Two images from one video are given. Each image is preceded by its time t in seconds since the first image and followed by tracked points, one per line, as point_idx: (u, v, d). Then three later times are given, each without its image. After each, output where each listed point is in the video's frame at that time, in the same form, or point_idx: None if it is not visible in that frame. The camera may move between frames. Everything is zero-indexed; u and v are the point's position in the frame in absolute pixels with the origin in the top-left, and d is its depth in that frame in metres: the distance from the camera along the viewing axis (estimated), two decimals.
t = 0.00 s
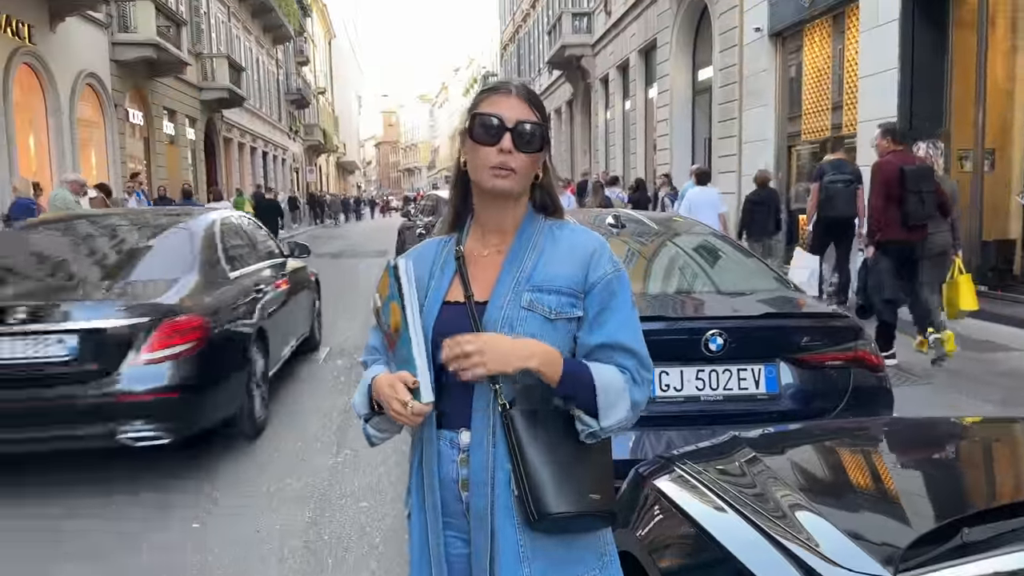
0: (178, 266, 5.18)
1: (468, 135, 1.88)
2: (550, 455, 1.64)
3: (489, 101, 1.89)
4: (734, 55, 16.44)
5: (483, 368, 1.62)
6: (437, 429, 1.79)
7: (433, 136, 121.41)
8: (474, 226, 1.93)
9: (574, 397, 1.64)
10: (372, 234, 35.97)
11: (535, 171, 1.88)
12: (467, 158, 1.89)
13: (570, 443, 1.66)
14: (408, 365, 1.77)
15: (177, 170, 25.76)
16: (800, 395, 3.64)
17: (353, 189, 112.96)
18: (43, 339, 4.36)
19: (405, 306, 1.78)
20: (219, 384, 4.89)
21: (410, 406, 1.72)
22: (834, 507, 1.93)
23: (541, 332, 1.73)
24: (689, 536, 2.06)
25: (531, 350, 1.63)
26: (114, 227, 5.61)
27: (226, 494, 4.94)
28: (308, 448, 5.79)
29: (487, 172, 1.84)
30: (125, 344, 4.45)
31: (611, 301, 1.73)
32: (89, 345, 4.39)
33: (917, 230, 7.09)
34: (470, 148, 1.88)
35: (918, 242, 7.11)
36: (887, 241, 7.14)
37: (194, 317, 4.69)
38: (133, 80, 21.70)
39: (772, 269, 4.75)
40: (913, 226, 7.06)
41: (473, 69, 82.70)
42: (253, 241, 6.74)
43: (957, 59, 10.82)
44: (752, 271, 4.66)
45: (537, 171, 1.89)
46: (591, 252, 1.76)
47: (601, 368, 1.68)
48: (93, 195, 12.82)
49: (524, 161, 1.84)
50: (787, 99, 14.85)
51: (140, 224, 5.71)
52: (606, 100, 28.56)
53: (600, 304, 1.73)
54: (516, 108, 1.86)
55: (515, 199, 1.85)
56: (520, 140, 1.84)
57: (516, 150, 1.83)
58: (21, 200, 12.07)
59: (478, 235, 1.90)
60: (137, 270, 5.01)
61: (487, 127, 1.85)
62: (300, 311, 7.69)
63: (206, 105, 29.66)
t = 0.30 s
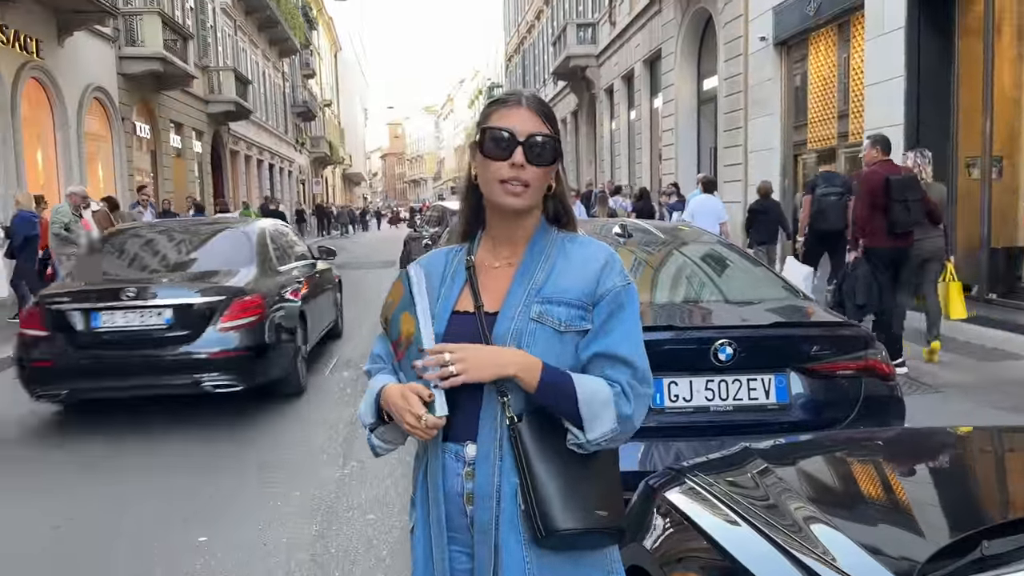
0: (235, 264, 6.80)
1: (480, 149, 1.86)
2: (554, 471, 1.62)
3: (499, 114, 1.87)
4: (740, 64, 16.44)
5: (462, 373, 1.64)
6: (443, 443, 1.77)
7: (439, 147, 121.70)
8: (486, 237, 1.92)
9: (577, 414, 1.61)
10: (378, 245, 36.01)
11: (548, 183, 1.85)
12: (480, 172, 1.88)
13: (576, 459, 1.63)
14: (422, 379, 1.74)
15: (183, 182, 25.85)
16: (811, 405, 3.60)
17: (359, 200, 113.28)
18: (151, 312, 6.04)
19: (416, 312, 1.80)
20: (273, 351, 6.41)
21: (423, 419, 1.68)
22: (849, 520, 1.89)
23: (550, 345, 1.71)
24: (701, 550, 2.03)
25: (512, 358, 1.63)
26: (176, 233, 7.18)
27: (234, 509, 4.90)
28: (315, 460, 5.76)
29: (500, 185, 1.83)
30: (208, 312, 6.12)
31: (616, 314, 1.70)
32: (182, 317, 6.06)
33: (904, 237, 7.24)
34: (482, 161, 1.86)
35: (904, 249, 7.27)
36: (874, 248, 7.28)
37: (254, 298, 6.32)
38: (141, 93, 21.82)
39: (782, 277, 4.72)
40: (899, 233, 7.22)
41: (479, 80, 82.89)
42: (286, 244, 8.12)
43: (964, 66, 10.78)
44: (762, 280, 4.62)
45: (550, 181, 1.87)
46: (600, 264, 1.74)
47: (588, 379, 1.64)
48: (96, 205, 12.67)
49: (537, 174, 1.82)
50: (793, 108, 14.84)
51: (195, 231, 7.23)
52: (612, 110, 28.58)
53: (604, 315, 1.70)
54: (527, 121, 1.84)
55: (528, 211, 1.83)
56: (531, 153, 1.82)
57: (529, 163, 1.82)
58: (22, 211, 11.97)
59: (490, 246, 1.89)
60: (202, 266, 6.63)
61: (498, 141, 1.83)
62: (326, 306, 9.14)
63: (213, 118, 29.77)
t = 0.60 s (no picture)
0: (273, 261, 8.26)
1: (481, 166, 1.85)
2: (564, 483, 1.61)
3: (495, 130, 1.85)
4: (743, 70, 16.45)
5: (486, 385, 1.62)
6: (449, 451, 1.76)
7: (442, 154, 121.85)
8: (496, 246, 1.91)
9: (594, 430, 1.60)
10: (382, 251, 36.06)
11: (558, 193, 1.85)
12: (484, 186, 1.87)
13: (587, 471, 1.62)
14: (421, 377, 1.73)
15: (187, 190, 25.88)
16: (818, 412, 3.58)
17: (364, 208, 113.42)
18: (208, 296, 7.50)
19: (436, 313, 1.76)
20: (305, 331, 7.83)
21: (413, 418, 1.68)
22: (860, 528, 1.87)
23: (564, 356, 1.70)
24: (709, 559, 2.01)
25: (533, 371, 1.62)
26: (218, 237, 8.66)
27: (239, 517, 4.88)
28: (320, 468, 5.74)
29: (510, 197, 1.82)
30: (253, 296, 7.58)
31: (631, 328, 1.70)
32: (232, 300, 7.52)
33: (891, 245, 7.51)
34: (485, 180, 1.85)
35: (890, 257, 7.53)
36: (864, 255, 7.56)
37: (290, 286, 7.75)
38: (146, 101, 21.89)
39: (787, 283, 4.71)
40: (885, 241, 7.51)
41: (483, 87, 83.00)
42: (312, 247, 9.56)
43: (969, 72, 10.76)
44: (767, 286, 4.61)
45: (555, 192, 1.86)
46: (614, 277, 1.73)
47: (607, 394, 1.64)
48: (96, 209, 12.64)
49: (544, 185, 1.81)
50: (797, 114, 14.83)
51: (234, 237, 8.73)
52: (616, 116, 28.59)
53: (618, 330, 1.70)
54: (524, 133, 1.83)
55: (540, 223, 1.83)
56: (537, 164, 1.81)
57: (534, 175, 1.81)
58: (20, 220, 11.99)
59: (500, 256, 1.88)
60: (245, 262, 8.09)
61: (497, 158, 1.82)
62: (344, 302, 10.52)
63: (217, 126, 29.84)
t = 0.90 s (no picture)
0: (297, 260, 9.85)
1: (480, 169, 1.85)
2: (577, 486, 1.61)
3: (496, 132, 1.86)
4: (746, 75, 16.46)
5: (519, 419, 1.58)
6: (460, 456, 1.77)
7: (445, 159, 121.94)
8: (495, 252, 1.91)
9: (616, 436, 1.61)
10: (384, 257, 36.06)
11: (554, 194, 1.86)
12: (483, 189, 1.87)
13: (601, 475, 1.62)
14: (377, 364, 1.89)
15: (191, 196, 25.93)
16: (823, 417, 3.58)
17: (367, 214, 113.54)
18: (248, 290, 9.20)
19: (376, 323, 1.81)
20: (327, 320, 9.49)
21: (366, 397, 1.84)
22: (867, 533, 1.87)
23: (571, 360, 1.70)
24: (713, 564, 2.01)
25: (565, 384, 1.60)
26: (246, 240, 10.21)
27: (243, 523, 4.87)
28: (324, 474, 5.73)
29: (509, 204, 1.82)
30: (285, 288, 9.26)
31: (641, 327, 1.71)
32: (268, 293, 9.21)
33: (879, 246, 7.65)
34: (484, 182, 1.86)
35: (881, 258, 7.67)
36: (850, 256, 7.75)
37: (316, 282, 9.46)
38: (149, 108, 21.94)
39: (791, 287, 4.70)
40: (873, 243, 7.67)
41: (485, 92, 83.01)
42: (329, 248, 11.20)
43: (972, 76, 10.77)
44: (771, 291, 4.60)
45: (555, 192, 1.87)
46: (619, 277, 1.75)
47: (636, 397, 1.65)
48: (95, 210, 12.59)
49: (542, 187, 1.82)
50: (799, 119, 14.83)
51: (258, 239, 10.28)
52: (618, 122, 28.59)
53: (628, 330, 1.71)
54: (523, 135, 1.84)
55: (537, 224, 1.83)
56: (533, 165, 1.81)
57: (532, 178, 1.81)
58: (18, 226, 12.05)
59: (501, 260, 1.89)
60: (274, 261, 9.67)
61: (497, 160, 1.82)
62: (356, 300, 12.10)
63: (220, 132, 29.88)
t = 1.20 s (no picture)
0: (317, 258, 11.05)
1: (482, 171, 1.86)
2: (590, 488, 1.62)
3: (498, 135, 1.87)
4: (746, 80, 16.48)
5: (539, 397, 1.57)
6: (469, 461, 1.79)
7: (445, 163, 121.99)
8: (496, 256, 1.92)
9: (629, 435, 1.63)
10: (386, 261, 36.00)
11: (554, 198, 1.87)
12: (484, 192, 1.87)
13: (613, 476, 1.63)
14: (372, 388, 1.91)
15: (191, 200, 25.96)
16: (826, 421, 3.58)
17: (367, 217, 113.56)
18: (277, 283, 10.36)
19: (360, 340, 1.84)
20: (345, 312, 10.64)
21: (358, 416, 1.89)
22: (872, 538, 1.88)
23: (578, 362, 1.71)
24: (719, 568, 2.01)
25: (586, 376, 1.60)
26: (263, 246, 11.34)
27: (245, 527, 4.87)
28: (326, 478, 5.73)
29: (508, 210, 1.83)
30: (310, 281, 10.46)
31: (646, 330, 1.73)
32: (294, 288, 10.38)
33: (859, 253, 7.82)
34: (485, 184, 1.87)
35: (864, 262, 7.83)
36: (833, 263, 7.90)
37: (336, 276, 10.65)
38: (150, 112, 21.98)
39: (793, 292, 4.71)
40: (855, 250, 7.82)
41: (485, 96, 83.05)
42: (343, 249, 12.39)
43: (972, 80, 10.79)
44: (772, 295, 4.61)
45: (556, 197, 1.87)
46: (621, 281, 1.76)
47: (651, 397, 1.67)
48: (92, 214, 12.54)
49: (540, 192, 1.82)
50: (800, 123, 14.84)
51: (275, 245, 11.44)
52: (618, 126, 28.62)
53: (633, 333, 1.73)
54: (525, 139, 1.85)
55: (538, 228, 1.84)
56: (533, 168, 1.82)
57: (530, 182, 1.82)
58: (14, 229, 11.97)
59: (503, 265, 1.90)
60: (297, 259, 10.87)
61: (499, 163, 1.84)
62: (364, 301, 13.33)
63: (221, 136, 29.92)
